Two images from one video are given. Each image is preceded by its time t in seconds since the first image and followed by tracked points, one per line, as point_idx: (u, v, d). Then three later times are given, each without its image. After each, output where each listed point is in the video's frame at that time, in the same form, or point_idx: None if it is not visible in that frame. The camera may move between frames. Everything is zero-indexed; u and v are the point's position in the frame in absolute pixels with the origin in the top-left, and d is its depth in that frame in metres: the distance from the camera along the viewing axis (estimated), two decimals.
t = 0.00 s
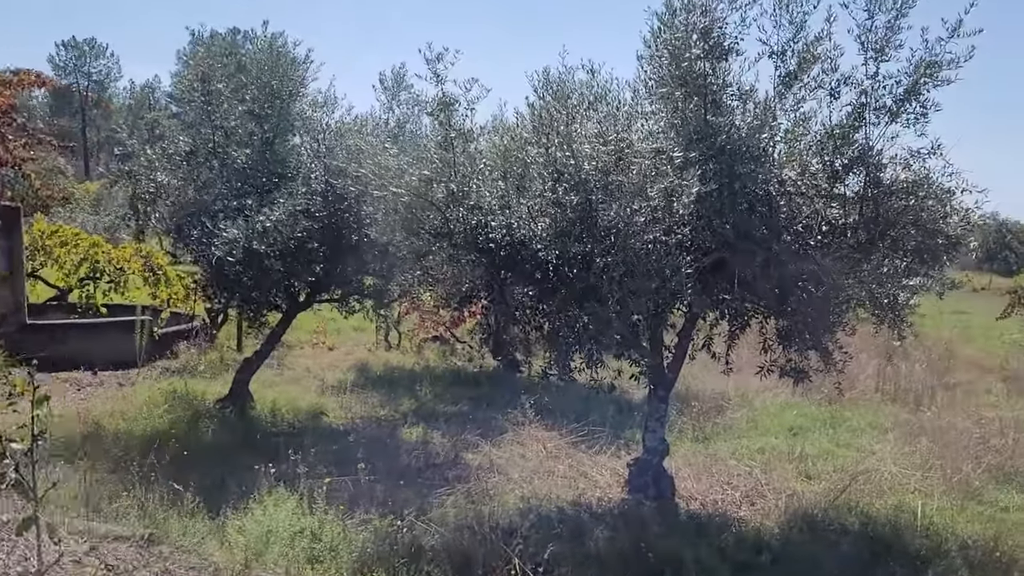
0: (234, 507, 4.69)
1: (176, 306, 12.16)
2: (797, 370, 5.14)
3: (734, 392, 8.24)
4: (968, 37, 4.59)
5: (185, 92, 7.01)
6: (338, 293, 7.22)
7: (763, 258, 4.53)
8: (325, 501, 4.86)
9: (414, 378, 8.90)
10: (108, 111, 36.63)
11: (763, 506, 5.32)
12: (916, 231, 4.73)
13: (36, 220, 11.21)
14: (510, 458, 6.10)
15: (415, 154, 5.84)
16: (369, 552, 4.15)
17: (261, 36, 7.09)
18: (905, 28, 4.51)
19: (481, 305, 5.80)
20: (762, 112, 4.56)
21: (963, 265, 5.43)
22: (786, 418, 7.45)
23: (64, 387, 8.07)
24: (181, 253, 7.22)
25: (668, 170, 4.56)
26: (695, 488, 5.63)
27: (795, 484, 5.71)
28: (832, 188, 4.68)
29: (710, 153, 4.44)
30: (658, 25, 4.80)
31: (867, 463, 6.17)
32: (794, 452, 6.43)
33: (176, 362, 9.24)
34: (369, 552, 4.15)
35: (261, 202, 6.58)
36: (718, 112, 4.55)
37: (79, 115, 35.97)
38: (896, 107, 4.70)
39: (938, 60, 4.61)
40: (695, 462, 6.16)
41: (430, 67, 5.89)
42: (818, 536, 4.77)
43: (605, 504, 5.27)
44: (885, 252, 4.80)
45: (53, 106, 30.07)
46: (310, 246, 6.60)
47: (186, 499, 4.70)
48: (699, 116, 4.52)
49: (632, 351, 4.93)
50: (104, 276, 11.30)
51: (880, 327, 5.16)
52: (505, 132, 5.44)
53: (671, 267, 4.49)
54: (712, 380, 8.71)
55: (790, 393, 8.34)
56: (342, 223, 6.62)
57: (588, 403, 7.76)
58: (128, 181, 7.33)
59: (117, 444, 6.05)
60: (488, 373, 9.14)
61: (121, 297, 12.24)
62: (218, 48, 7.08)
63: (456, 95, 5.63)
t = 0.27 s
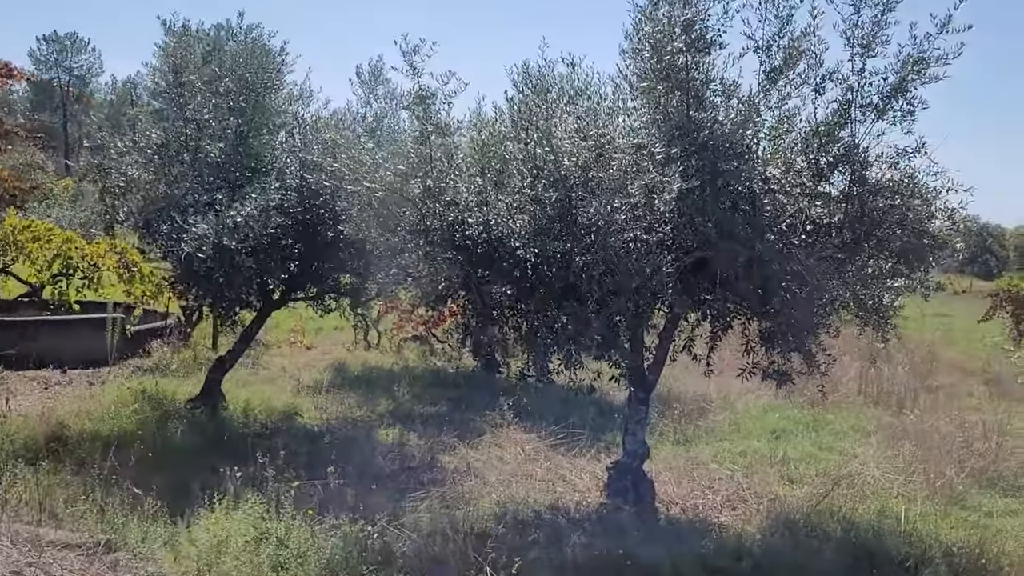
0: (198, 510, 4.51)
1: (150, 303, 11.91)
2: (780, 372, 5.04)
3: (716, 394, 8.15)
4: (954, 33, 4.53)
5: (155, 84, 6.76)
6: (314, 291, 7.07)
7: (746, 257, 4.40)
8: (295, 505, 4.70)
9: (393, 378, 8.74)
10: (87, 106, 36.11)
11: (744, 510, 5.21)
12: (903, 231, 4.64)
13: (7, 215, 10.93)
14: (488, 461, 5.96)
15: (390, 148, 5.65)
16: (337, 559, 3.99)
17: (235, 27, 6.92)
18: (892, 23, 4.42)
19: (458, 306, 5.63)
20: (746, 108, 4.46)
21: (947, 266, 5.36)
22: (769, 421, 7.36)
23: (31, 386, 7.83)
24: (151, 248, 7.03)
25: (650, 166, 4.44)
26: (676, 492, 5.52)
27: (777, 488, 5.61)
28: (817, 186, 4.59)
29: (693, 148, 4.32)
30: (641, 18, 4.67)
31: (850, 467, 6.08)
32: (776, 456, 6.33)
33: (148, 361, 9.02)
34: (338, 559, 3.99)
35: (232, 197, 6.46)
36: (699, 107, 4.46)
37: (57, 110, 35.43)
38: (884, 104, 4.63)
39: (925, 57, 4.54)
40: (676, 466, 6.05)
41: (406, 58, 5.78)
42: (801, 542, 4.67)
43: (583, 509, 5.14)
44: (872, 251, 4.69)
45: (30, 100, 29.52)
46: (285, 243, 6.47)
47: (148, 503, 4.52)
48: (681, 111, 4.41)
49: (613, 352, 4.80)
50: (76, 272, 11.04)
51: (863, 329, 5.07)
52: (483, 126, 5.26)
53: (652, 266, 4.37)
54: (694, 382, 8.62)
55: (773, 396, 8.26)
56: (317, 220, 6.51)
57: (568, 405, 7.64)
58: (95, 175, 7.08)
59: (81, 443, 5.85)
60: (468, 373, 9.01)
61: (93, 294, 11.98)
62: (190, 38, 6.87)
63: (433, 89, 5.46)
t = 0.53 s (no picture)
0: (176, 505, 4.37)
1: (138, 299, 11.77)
2: (773, 367, 4.92)
3: (709, 393, 8.05)
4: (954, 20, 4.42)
5: (139, 73, 6.63)
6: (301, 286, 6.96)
7: (738, 247, 4.32)
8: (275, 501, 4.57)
9: (382, 376, 8.62)
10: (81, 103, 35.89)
11: (736, 509, 5.10)
12: (901, 221, 4.54)
13: None
14: (476, 458, 5.84)
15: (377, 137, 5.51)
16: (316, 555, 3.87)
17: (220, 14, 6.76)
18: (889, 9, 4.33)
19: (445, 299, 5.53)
20: (739, 97, 4.38)
21: (944, 261, 5.27)
22: (762, 420, 7.25)
23: (13, 380, 7.69)
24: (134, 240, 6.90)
25: (640, 153, 4.34)
26: (667, 490, 5.41)
27: (770, 487, 5.50)
28: (811, 176, 4.51)
29: (684, 135, 4.25)
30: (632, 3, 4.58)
31: (844, 466, 5.98)
32: (770, 454, 6.23)
33: (133, 357, 8.88)
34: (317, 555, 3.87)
35: (217, 184, 6.29)
36: (692, 94, 4.34)
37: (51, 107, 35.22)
38: (881, 93, 4.54)
39: (924, 44, 4.44)
40: (668, 464, 5.94)
41: (393, 46, 5.68)
42: (794, 541, 4.56)
43: (572, 506, 5.03)
44: (868, 243, 4.61)
45: (24, 97, 29.27)
46: (270, 235, 6.34)
47: (124, 498, 4.38)
48: (672, 99, 4.33)
49: (603, 346, 4.70)
50: (63, 267, 10.90)
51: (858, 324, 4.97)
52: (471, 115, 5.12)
53: (643, 257, 4.24)
54: (687, 380, 8.51)
55: (767, 394, 8.16)
56: (304, 211, 6.37)
57: (559, 402, 7.53)
58: (77, 166, 6.94)
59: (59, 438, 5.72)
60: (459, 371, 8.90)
61: (81, 289, 11.83)
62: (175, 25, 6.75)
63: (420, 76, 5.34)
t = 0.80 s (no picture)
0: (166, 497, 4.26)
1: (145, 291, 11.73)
2: (783, 364, 4.76)
3: (718, 391, 7.88)
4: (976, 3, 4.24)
5: (142, 59, 6.55)
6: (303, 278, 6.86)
7: (747, 237, 4.14)
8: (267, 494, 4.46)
9: (387, 370, 8.50)
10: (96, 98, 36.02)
11: (744, 510, 4.94)
12: (916, 213, 4.43)
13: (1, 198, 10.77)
14: (478, 454, 5.71)
15: (378, 123, 5.38)
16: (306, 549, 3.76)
17: None
18: None
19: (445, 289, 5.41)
20: (750, 81, 4.23)
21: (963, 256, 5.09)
22: (773, 419, 7.08)
23: (14, 370, 7.64)
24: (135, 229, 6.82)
25: (647, 139, 4.23)
26: (673, 489, 5.26)
27: (779, 487, 5.34)
28: (825, 165, 4.37)
29: (692, 120, 4.09)
30: None
31: (856, 467, 5.80)
32: (779, 455, 6.06)
33: (137, 349, 8.81)
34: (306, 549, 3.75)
35: (218, 173, 6.23)
36: (703, 77, 4.19)
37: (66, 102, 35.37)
38: (898, 80, 4.40)
39: (945, 29, 4.28)
40: (674, 463, 5.79)
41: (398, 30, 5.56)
42: (802, 543, 4.40)
43: (574, 505, 4.89)
44: (883, 236, 4.46)
45: (40, 91, 29.42)
46: (270, 224, 6.21)
47: (114, 489, 4.28)
48: (681, 82, 4.17)
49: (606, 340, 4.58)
50: (70, 258, 10.86)
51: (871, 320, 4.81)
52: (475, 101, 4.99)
53: (648, 246, 4.12)
54: (696, 379, 8.35)
55: (777, 394, 7.98)
56: (306, 200, 6.23)
57: (565, 399, 7.39)
58: (79, 153, 6.87)
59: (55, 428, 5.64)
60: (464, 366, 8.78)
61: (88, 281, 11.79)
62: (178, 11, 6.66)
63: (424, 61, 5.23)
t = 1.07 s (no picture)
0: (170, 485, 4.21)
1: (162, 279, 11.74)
2: (805, 355, 4.60)
3: (739, 383, 7.71)
4: None
5: (155, 43, 6.52)
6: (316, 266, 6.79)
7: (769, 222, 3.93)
8: (273, 484, 4.38)
9: (401, 359, 8.42)
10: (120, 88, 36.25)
11: (763, 505, 4.78)
12: (946, 199, 4.24)
13: (21, 184, 10.83)
14: (491, 445, 5.60)
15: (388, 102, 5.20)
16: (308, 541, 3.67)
17: None
18: None
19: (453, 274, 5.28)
20: (773, 59, 4.05)
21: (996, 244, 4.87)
22: (795, 412, 6.90)
23: (30, 356, 7.65)
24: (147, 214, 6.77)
25: (664, 119, 4.05)
26: (690, 483, 5.11)
27: (801, 482, 5.17)
28: (853, 145, 4.15)
29: (711, 99, 3.98)
30: None
31: (881, 462, 5.61)
32: (801, 449, 5.89)
33: (152, 335, 8.80)
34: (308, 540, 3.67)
35: (229, 158, 6.17)
36: (723, 55, 4.02)
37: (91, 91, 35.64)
38: (930, 57, 4.17)
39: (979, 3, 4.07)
40: (692, 456, 5.64)
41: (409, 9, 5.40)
42: (823, 541, 4.24)
43: (588, 498, 4.76)
44: (912, 222, 4.26)
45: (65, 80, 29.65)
46: (280, 209, 6.11)
47: (117, 476, 4.22)
48: (700, 61, 4.03)
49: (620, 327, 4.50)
50: (88, 244, 10.90)
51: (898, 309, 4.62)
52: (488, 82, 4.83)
53: (664, 231, 3.92)
54: (716, 370, 8.18)
55: (800, 386, 7.79)
56: (318, 185, 6.11)
57: (581, 389, 7.25)
58: (91, 138, 6.83)
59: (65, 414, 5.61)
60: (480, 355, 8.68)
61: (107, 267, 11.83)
62: None
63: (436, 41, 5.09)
